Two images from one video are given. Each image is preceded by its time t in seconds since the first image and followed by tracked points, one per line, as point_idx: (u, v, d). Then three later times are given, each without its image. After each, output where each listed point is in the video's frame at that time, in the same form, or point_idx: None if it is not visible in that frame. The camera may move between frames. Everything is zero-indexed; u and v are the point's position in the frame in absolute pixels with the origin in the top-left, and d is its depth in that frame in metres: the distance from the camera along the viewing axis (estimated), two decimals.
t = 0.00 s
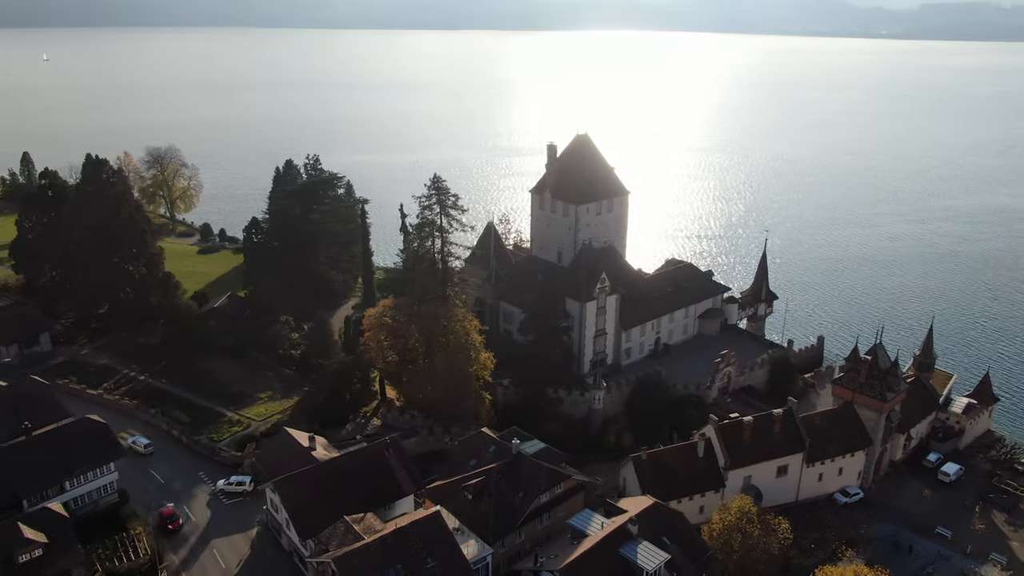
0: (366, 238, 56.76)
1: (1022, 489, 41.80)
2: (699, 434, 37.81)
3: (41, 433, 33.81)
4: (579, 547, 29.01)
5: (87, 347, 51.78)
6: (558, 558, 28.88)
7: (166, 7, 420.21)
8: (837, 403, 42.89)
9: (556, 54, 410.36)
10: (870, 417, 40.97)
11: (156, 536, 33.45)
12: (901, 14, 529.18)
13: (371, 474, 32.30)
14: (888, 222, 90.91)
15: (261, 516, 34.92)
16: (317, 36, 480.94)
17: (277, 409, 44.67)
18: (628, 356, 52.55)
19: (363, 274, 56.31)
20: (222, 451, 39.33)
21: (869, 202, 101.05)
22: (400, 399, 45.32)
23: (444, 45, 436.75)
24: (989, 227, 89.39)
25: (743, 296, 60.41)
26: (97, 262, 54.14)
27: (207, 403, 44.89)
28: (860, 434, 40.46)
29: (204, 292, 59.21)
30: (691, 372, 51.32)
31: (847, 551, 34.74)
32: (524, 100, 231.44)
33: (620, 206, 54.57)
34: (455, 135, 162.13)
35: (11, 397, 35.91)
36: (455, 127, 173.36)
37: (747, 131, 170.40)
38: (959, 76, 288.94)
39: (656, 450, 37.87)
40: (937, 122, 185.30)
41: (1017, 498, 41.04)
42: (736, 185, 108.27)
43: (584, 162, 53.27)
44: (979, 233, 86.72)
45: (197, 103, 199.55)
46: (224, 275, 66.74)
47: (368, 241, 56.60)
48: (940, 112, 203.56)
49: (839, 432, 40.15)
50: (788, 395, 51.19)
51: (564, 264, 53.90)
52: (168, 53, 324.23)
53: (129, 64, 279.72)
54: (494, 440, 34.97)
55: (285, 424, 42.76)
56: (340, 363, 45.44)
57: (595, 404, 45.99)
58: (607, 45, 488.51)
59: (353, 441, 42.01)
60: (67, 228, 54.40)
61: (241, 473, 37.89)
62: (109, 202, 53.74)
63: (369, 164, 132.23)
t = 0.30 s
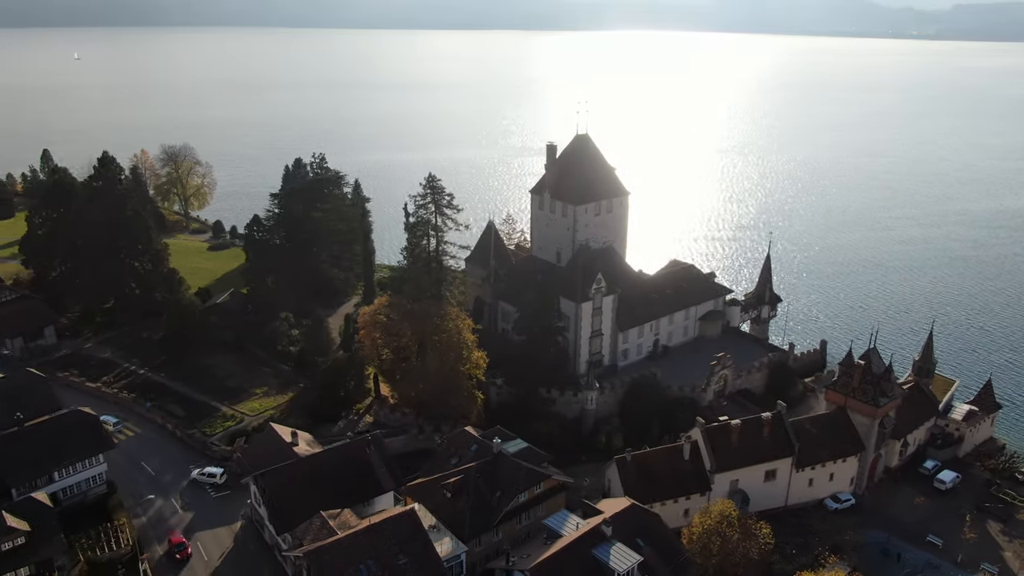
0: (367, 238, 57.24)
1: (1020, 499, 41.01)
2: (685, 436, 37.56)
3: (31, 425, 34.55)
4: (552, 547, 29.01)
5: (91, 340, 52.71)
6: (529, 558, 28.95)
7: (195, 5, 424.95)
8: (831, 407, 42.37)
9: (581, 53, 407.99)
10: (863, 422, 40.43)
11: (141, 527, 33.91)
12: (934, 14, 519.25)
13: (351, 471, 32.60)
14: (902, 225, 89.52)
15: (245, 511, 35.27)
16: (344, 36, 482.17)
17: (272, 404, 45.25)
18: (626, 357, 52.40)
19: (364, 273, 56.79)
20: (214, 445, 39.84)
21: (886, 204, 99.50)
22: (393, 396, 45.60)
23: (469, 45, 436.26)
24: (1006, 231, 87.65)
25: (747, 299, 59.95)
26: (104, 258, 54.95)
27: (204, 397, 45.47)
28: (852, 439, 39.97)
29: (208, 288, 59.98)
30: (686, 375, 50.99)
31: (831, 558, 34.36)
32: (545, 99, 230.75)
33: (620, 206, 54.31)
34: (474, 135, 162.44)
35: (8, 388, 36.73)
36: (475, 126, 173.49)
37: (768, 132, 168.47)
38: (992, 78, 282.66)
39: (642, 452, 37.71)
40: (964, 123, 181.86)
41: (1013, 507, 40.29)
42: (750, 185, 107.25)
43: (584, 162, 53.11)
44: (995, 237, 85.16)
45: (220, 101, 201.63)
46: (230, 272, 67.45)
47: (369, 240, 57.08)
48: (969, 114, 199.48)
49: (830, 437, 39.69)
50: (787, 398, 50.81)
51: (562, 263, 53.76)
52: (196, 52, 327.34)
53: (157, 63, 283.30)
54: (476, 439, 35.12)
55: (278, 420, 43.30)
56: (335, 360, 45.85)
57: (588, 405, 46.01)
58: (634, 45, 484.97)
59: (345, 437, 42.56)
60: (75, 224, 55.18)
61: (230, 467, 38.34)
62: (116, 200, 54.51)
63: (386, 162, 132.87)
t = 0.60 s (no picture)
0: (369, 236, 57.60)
1: (1017, 508, 40.22)
2: (670, 439, 37.40)
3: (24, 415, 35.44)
4: (524, 546, 29.09)
5: (96, 335, 53.72)
6: (501, 556, 29.06)
7: (226, 5, 430.34)
8: (823, 412, 41.91)
9: (607, 53, 405.93)
10: (854, 427, 39.92)
11: (127, 518, 34.53)
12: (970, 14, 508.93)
13: (331, 466, 32.96)
14: (918, 229, 88.10)
15: (231, 504, 35.72)
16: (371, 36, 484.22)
17: (266, 399, 45.77)
18: (623, 358, 52.19)
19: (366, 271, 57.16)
20: (205, 439, 40.38)
21: (903, 208, 97.99)
22: (386, 393, 45.87)
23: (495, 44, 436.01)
24: None
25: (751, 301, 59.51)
26: (110, 255, 55.93)
27: (201, 392, 46.07)
28: (843, 444, 39.49)
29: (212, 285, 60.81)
30: (682, 377, 50.69)
31: (814, 563, 34.00)
32: (567, 99, 230.10)
33: (619, 207, 54.11)
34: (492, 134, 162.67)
35: (5, 377, 37.72)
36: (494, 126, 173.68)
37: (791, 133, 166.57)
38: None
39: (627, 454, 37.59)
40: (994, 125, 178.24)
41: (1009, 516, 39.54)
42: (765, 185, 106.19)
43: (584, 162, 52.99)
44: (1013, 242, 83.42)
45: (245, 99, 203.80)
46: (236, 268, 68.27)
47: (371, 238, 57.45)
48: (1000, 116, 195.41)
49: (820, 441, 39.25)
50: (785, 402, 50.32)
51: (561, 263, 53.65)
52: (224, 52, 330.87)
53: (185, 61, 286.85)
54: (459, 437, 35.27)
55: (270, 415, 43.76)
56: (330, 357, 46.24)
57: (580, 405, 45.85)
58: (661, 45, 481.72)
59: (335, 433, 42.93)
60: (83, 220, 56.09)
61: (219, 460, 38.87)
62: (123, 198, 55.41)
63: (403, 161, 133.51)
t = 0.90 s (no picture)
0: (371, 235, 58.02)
1: (1013, 517, 39.51)
2: (655, 441, 37.25)
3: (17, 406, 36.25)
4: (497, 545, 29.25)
5: (101, 329, 54.68)
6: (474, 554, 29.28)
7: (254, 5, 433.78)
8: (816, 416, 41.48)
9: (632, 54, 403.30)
10: (846, 432, 39.45)
11: (115, 509, 35.15)
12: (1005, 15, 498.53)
13: (313, 462, 33.32)
14: (933, 232, 86.77)
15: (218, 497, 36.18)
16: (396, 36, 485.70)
17: (261, 395, 46.35)
18: (620, 359, 52.01)
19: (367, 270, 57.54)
20: (198, 433, 40.90)
21: (919, 210, 96.56)
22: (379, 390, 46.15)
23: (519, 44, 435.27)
24: None
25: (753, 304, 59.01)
26: (118, 250, 56.87)
27: (198, 387, 46.71)
28: (834, 449, 39.02)
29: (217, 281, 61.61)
30: (678, 379, 50.40)
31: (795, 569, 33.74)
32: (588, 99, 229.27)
33: (619, 208, 53.93)
34: (510, 134, 162.52)
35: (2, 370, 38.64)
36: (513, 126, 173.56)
37: (812, 133, 164.76)
38: None
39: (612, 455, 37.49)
40: None
41: (1004, 525, 38.87)
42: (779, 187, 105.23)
43: (584, 162, 52.88)
44: None
45: (267, 99, 205.55)
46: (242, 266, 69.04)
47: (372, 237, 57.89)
48: None
49: (810, 446, 38.84)
50: (782, 406, 49.84)
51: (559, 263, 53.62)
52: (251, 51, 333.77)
53: (211, 61, 289.69)
54: (441, 435, 35.47)
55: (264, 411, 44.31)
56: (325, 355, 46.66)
57: (573, 405, 45.76)
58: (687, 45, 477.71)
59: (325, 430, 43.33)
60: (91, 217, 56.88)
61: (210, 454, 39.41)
62: (130, 196, 56.33)
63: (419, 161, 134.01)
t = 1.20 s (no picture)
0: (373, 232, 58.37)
1: (1008, 527, 38.73)
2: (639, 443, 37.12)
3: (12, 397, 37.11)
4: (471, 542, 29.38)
5: (106, 324, 55.58)
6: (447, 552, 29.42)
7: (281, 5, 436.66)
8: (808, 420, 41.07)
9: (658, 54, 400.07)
10: (837, 437, 39.01)
11: (104, 500, 35.80)
12: None
13: (295, 457, 33.66)
14: (947, 235, 85.46)
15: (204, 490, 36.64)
16: (423, 35, 486.92)
17: (257, 390, 47.01)
18: (617, 360, 51.78)
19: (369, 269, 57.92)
20: (191, 427, 41.48)
21: (936, 214, 95.17)
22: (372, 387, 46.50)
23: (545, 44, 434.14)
24: None
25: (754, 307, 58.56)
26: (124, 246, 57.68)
27: (195, 381, 47.37)
28: (824, 454, 38.57)
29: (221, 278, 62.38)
30: (674, 380, 50.12)
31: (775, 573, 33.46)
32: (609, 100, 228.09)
33: (619, 208, 53.76)
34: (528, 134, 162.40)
35: None
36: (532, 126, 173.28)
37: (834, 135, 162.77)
38: None
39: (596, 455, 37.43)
40: None
41: (997, 535, 38.15)
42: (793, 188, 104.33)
43: (584, 162, 52.75)
44: None
45: (290, 98, 207.00)
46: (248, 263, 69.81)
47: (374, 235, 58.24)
48: None
49: (800, 450, 38.40)
50: (779, 409, 49.38)
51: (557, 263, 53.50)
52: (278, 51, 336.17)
53: (237, 60, 292.03)
54: (424, 433, 35.65)
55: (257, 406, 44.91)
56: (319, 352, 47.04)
57: (565, 405, 45.66)
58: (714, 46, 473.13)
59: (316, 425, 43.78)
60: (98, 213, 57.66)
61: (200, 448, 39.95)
62: (136, 192, 57.03)
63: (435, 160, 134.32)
